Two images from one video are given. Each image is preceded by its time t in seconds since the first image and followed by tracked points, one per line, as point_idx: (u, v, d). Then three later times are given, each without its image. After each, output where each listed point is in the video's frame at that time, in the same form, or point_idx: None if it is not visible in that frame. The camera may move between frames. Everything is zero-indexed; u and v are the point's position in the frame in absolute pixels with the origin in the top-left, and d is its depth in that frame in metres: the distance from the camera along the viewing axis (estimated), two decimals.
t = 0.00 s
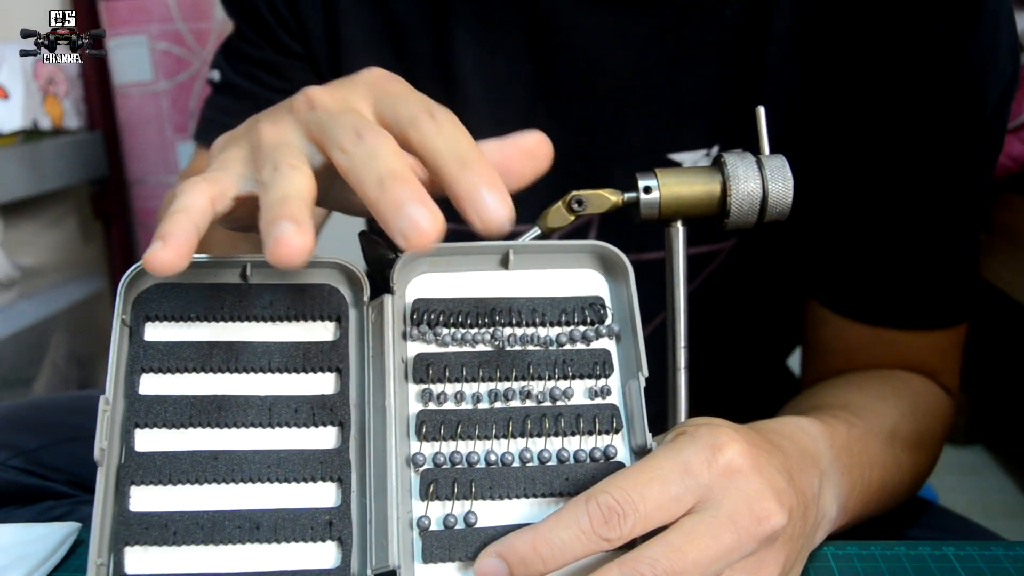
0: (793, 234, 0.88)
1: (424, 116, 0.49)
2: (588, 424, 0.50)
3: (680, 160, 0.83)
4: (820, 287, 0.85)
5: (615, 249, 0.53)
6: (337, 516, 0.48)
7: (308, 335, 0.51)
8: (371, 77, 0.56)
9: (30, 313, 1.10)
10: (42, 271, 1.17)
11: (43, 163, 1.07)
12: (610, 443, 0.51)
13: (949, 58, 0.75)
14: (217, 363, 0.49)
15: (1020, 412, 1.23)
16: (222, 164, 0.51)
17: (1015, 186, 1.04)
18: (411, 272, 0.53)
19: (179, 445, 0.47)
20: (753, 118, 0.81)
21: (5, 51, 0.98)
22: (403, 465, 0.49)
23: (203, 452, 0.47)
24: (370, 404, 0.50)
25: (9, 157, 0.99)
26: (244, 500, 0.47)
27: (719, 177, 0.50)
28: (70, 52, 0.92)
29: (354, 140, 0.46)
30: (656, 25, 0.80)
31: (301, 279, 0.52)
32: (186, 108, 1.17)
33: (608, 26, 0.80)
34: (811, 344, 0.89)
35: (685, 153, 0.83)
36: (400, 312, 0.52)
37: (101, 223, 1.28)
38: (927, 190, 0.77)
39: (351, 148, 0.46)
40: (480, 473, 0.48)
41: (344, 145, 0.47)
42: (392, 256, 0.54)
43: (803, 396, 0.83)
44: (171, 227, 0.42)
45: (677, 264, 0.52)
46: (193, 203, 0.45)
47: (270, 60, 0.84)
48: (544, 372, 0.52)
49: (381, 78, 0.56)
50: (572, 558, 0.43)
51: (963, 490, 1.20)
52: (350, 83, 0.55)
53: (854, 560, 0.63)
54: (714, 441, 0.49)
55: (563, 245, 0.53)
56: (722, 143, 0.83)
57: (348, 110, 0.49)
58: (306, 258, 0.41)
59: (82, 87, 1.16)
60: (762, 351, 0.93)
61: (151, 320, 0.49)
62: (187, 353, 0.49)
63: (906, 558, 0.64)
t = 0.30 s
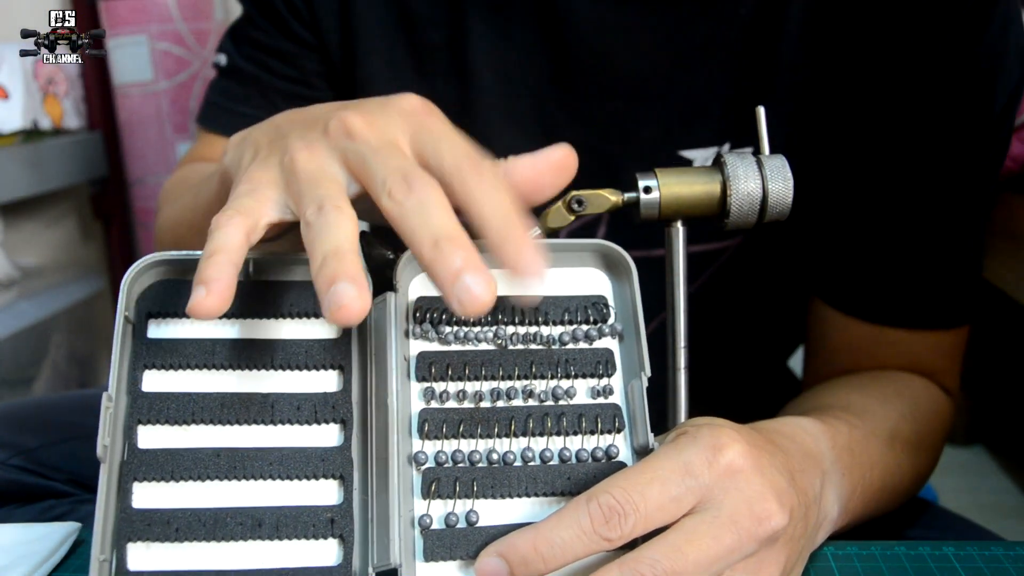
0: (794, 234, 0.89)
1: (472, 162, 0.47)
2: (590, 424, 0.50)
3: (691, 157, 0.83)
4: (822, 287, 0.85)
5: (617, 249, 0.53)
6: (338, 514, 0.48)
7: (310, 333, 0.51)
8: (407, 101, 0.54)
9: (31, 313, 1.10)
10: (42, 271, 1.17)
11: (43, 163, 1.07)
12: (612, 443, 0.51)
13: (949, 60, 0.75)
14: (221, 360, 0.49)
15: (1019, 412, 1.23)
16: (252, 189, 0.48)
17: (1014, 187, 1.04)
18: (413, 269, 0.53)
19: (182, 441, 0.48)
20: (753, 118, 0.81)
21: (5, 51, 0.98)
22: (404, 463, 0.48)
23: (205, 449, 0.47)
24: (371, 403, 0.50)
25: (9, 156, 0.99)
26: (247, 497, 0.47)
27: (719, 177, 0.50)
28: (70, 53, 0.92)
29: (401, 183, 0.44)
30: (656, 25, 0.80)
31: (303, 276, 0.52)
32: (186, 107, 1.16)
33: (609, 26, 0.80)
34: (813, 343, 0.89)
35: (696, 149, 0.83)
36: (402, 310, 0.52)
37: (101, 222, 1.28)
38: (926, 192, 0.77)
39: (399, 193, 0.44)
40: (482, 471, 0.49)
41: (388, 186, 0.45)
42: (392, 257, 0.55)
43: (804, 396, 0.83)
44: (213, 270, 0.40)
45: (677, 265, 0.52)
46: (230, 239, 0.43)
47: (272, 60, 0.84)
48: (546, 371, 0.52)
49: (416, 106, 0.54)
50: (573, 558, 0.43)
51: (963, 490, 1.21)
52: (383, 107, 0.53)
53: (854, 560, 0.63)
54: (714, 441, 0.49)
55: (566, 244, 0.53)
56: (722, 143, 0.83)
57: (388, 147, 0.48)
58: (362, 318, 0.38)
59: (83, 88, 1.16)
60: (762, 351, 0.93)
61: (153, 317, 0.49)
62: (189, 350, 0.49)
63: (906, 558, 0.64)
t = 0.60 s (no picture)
0: (792, 235, 0.89)
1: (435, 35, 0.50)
2: (589, 424, 0.51)
3: (685, 159, 0.83)
4: (824, 288, 0.85)
5: (619, 247, 0.53)
6: (339, 514, 0.48)
7: (311, 332, 0.51)
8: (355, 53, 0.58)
9: (30, 313, 1.10)
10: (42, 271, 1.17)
11: (42, 163, 1.07)
12: (611, 442, 0.51)
13: (950, 60, 0.75)
14: (221, 360, 0.49)
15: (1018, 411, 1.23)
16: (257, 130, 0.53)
17: (1014, 187, 1.04)
18: (413, 270, 0.53)
19: (183, 442, 0.47)
20: (753, 118, 0.81)
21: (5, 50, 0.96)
22: (404, 464, 0.49)
23: (206, 451, 0.47)
24: (370, 404, 0.50)
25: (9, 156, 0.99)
26: (247, 498, 0.47)
27: (719, 177, 0.50)
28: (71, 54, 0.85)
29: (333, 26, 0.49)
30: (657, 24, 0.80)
31: (302, 275, 0.52)
32: (186, 108, 1.17)
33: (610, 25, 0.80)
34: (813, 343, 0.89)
35: (691, 151, 0.83)
36: (401, 310, 0.52)
37: (101, 222, 1.28)
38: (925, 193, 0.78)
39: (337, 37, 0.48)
40: (480, 472, 0.49)
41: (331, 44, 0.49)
42: (392, 256, 0.54)
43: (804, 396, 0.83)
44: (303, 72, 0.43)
45: (677, 264, 0.52)
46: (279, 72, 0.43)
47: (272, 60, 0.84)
48: (545, 370, 0.52)
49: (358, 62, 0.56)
50: (570, 559, 0.43)
51: (963, 490, 1.21)
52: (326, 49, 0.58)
53: (854, 560, 0.63)
54: (713, 441, 0.49)
55: (566, 242, 0.53)
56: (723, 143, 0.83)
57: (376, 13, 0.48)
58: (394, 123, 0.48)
59: (83, 88, 1.17)
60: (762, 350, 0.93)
61: (154, 316, 0.49)
62: (189, 350, 0.49)
63: (906, 558, 0.64)
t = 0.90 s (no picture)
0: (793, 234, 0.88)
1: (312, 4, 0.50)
2: (587, 425, 0.50)
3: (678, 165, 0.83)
4: (818, 288, 0.85)
5: (616, 246, 0.53)
6: (336, 517, 0.48)
7: (306, 331, 0.51)
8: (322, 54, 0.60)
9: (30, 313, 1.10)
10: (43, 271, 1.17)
11: (42, 163, 1.07)
12: (610, 444, 0.51)
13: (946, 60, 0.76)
14: (215, 360, 0.49)
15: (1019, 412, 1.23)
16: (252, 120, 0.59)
17: (1015, 186, 1.04)
18: (410, 270, 0.53)
19: (177, 444, 0.47)
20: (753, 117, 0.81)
21: (5, 51, 0.97)
22: (402, 466, 0.49)
23: (201, 453, 0.47)
24: (369, 406, 0.50)
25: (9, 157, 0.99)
26: (244, 501, 0.47)
27: (719, 177, 0.50)
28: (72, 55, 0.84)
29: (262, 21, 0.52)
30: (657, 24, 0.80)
31: (297, 275, 0.52)
32: (186, 108, 1.15)
33: None
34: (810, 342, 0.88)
35: (683, 157, 0.83)
36: (399, 312, 0.52)
37: (101, 222, 1.28)
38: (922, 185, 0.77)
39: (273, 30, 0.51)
40: (479, 474, 0.49)
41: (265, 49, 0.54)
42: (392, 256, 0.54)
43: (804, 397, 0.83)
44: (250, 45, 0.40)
45: (677, 264, 0.52)
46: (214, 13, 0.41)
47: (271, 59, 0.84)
48: (543, 371, 0.52)
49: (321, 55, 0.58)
50: (570, 562, 0.43)
51: (964, 490, 1.20)
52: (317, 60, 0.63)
53: (854, 559, 0.63)
54: (712, 443, 0.49)
55: (564, 241, 0.53)
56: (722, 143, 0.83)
57: None
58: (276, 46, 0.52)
59: (82, 87, 1.16)
60: (761, 350, 0.93)
61: (146, 314, 0.49)
62: (184, 351, 0.49)
63: (906, 558, 0.64)
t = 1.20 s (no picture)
0: (791, 236, 0.88)
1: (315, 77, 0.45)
2: (583, 428, 0.51)
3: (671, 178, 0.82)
4: (817, 289, 0.85)
5: (609, 250, 0.53)
6: (334, 525, 0.48)
7: (303, 340, 0.51)
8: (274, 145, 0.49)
9: (31, 313, 1.09)
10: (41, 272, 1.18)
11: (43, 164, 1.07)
12: (606, 447, 0.51)
13: (932, 62, 0.74)
14: (212, 372, 0.49)
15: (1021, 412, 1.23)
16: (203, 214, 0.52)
17: (1014, 187, 1.04)
18: (404, 276, 0.52)
19: (177, 455, 0.47)
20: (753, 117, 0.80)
21: (5, 51, 0.98)
22: (398, 473, 0.48)
23: (200, 463, 0.47)
24: (365, 412, 0.50)
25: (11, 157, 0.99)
26: (243, 510, 0.47)
27: (719, 177, 0.50)
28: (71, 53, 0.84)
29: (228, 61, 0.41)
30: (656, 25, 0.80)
31: (292, 284, 0.52)
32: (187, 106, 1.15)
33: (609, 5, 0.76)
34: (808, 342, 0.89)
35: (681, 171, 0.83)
36: (393, 318, 0.52)
37: (101, 221, 1.27)
38: (921, 197, 0.76)
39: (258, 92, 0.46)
40: (475, 480, 0.49)
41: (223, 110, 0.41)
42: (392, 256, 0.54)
43: (804, 396, 0.83)
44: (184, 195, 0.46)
45: (677, 267, 0.52)
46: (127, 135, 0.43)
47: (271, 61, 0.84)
48: (538, 376, 0.51)
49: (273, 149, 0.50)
50: (566, 566, 0.43)
51: (964, 490, 1.20)
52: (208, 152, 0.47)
53: (854, 560, 0.63)
54: (708, 445, 0.49)
55: (558, 246, 0.53)
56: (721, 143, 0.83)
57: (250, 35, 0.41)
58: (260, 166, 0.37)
59: (82, 88, 1.17)
60: (760, 352, 0.93)
61: (144, 328, 0.49)
62: (180, 363, 0.49)
63: (906, 558, 0.64)
